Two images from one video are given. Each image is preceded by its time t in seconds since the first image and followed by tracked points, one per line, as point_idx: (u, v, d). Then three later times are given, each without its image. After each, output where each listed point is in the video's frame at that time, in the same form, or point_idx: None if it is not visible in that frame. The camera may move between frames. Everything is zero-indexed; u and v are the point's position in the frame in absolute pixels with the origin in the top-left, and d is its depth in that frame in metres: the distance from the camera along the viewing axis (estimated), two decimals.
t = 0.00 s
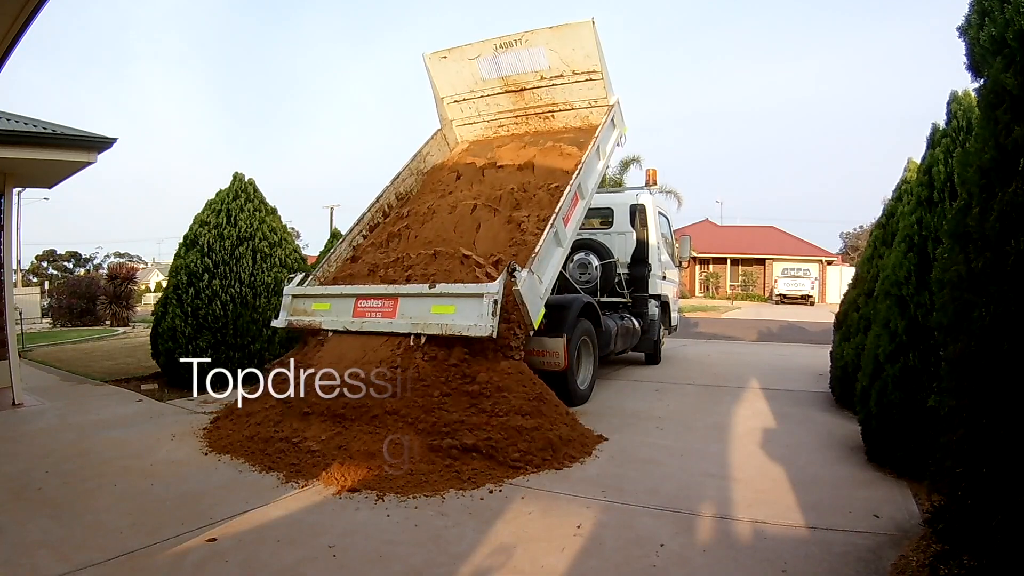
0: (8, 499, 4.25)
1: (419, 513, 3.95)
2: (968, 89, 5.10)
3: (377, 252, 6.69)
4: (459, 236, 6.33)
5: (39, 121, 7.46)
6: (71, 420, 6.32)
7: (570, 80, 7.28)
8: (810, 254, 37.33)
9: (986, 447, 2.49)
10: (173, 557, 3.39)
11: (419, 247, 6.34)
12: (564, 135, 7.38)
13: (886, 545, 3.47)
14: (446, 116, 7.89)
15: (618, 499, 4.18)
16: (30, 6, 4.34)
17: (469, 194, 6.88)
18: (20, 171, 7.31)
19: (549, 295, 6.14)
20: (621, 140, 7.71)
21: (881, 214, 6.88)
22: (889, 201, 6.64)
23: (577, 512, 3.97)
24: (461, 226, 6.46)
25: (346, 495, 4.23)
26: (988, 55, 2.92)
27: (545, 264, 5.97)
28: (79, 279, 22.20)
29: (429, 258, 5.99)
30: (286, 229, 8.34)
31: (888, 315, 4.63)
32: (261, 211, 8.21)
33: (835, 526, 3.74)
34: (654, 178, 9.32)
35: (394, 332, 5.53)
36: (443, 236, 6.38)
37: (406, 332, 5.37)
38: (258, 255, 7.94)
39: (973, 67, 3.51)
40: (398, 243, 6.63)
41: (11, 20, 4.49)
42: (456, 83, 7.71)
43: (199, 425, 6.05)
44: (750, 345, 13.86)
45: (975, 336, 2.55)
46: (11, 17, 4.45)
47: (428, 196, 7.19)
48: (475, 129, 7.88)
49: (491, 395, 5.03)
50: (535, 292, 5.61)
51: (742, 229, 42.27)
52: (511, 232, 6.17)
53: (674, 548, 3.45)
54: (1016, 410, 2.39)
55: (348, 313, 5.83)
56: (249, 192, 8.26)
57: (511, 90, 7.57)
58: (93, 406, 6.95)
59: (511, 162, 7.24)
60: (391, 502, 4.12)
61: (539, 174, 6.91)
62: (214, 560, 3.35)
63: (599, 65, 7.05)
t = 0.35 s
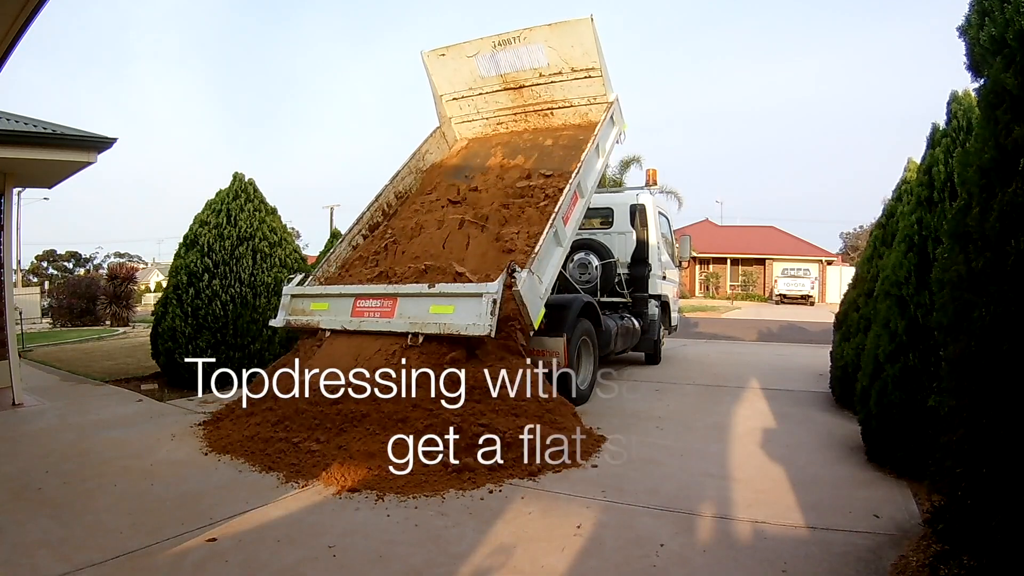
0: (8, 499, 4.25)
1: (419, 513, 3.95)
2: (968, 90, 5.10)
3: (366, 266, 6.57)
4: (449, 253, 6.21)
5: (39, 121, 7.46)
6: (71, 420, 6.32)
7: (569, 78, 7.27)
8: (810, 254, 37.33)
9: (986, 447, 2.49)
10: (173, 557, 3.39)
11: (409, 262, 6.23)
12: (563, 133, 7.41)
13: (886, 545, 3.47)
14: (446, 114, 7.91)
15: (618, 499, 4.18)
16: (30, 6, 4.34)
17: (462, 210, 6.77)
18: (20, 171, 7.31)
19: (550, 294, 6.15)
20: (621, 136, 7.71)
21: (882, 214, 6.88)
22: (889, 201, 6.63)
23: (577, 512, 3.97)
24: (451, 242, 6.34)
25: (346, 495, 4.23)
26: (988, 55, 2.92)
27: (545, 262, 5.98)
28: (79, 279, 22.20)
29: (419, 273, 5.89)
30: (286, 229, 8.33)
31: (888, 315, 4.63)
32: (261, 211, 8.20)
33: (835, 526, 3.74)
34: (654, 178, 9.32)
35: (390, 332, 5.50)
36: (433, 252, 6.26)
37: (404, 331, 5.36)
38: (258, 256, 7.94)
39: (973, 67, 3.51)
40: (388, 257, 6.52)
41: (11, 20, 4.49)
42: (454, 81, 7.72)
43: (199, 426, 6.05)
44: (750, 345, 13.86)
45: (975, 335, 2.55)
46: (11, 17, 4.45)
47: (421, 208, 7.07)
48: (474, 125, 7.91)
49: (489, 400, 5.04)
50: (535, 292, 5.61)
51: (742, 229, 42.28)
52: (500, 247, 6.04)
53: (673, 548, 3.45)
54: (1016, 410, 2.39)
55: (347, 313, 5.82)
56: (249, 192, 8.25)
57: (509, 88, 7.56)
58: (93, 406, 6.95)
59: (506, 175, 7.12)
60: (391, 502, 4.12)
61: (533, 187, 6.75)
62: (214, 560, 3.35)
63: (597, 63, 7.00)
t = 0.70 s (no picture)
0: (8, 498, 4.25)
1: (420, 513, 3.95)
2: (968, 90, 5.10)
3: (359, 273, 6.47)
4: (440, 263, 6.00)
5: (39, 121, 7.46)
6: (71, 420, 6.32)
7: (567, 75, 7.25)
8: (810, 254, 37.33)
9: (986, 447, 2.50)
10: (173, 557, 3.39)
11: (401, 272, 6.09)
12: (563, 130, 7.44)
13: (886, 545, 3.47)
14: (445, 112, 7.94)
15: (618, 499, 4.18)
16: (30, 6, 4.34)
17: (457, 220, 6.61)
18: (20, 171, 7.31)
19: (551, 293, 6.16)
20: (621, 132, 7.71)
21: (882, 214, 6.88)
22: (889, 201, 6.63)
23: (577, 512, 3.97)
24: (443, 251, 6.15)
25: (346, 495, 4.23)
26: (988, 55, 2.92)
27: (546, 261, 5.98)
28: (79, 279, 22.21)
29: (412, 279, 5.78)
30: (286, 229, 8.32)
31: (888, 315, 4.63)
32: (261, 211, 8.19)
33: (835, 525, 3.74)
34: (654, 179, 9.31)
35: (390, 333, 5.50)
36: (423, 262, 6.09)
37: (403, 331, 5.36)
38: (258, 256, 7.93)
39: (973, 68, 3.51)
40: (378, 268, 6.37)
41: (11, 20, 4.49)
42: (453, 78, 7.71)
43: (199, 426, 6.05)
44: (750, 345, 13.86)
45: (975, 335, 2.56)
46: (11, 17, 4.45)
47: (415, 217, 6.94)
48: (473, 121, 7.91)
49: (491, 398, 5.04)
50: (535, 293, 5.61)
51: (742, 229, 42.28)
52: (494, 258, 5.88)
53: (673, 548, 3.45)
54: (1016, 410, 2.39)
55: (345, 314, 5.82)
56: (249, 192, 8.25)
57: (507, 85, 7.56)
58: (93, 406, 6.95)
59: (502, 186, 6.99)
60: (391, 502, 4.12)
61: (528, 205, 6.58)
62: (214, 560, 3.35)
63: (596, 60, 6.98)
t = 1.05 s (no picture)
0: (8, 498, 4.25)
1: (419, 513, 3.95)
2: (968, 90, 5.10)
3: (357, 275, 6.47)
4: (437, 269, 5.95)
5: (39, 121, 7.46)
6: (71, 420, 6.32)
7: (566, 72, 7.24)
8: (810, 254, 37.32)
9: (986, 447, 2.50)
10: (173, 557, 3.38)
11: (398, 276, 6.07)
12: (561, 128, 7.44)
13: (886, 545, 3.47)
14: (444, 109, 7.94)
15: (618, 499, 4.18)
16: (30, 6, 4.34)
17: (456, 224, 6.57)
18: (20, 171, 7.31)
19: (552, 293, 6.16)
20: (621, 130, 7.70)
21: (882, 214, 6.88)
22: (889, 201, 6.63)
23: (577, 512, 3.97)
24: (439, 256, 6.09)
25: (346, 495, 4.22)
26: (988, 55, 2.92)
27: (546, 261, 5.98)
28: (79, 279, 22.21)
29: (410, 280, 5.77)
30: (286, 229, 8.31)
31: (889, 315, 4.62)
32: (261, 211, 8.19)
33: (835, 525, 3.74)
34: (654, 178, 9.31)
35: (389, 333, 5.50)
36: (421, 266, 6.05)
37: (402, 332, 5.36)
38: (258, 256, 7.93)
39: (973, 67, 3.51)
40: (375, 272, 6.36)
41: (10, 21, 4.49)
42: (451, 76, 7.71)
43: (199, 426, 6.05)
44: (750, 345, 13.87)
45: (975, 336, 2.56)
46: (11, 17, 4.45)
47: (413, 220, 6.92)
48: (471, 119, 7.91)
49: (496, 398, 5.04)
50: (535, 294, 5.61)
51: (742, 229, 42.28)
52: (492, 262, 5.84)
53: (673, 548, 3.45)
54: (1016, 410, 2.39)
55: (345, 315, 5.81)
56: (249, 192, 8.24)
57: (506, 83, 7.56)
58: (93, 406, 6.95)
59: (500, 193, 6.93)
60: (390, 503, 4.12)
61: (527, 211, 6.52)
62: (214, 560, 3.35)
63: (595, 57, 6.98)
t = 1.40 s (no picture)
0: (8, 498, 4.25)
1: (419, 513, 3.95)
2: (968, 89, 5.10)
3: (357, 275, 6.47)
4: (437, 269, 5.94)
5: (39, 121, 7.46)
6: (71, 420, 6.31)
7: (565, 70, 7.24)
8: (810, 254, 37.32)
9: (986, 447, 2.50)
10: (173, 557, 3.38)
11: (397, 275, 6.07)
12: (560, 125, 7.43)
13: (886, 545, 3.47)
14: (442, 107, 7.93)
15: (618, 499, 4.18)
16: (30, 6, 4.34)
17: (456, 224, 6.56)
18: (20, 171, 7.31)
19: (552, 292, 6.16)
20: (620, 127, 7.71)
21: (882, 214, 6.88)
22: (889, 201, 6.63)
23: (577, 512, 3.97)
24: (439, 256, 6.09)
25: (346, 495, 4.22)
26: (988, 55, 2.92)
27: (546, 262, 5.99)
28: (79, 279, 22.22)
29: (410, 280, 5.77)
30: (286, 229, 8.31)
31: (889, 315, 4.62)
32: (261, 211, 8.18)
33: (835, 525, 3.74)
34: (654, 178, 9.30)
35: (389, 334, 5.49)
36: (420, 267, 6.05)
37: (402, 333, 5.36)
38: (258, 256, 7.93)
39: (973, 67, 3.51)
40: (375, 272, 6.35)
41: (11, 21, 4.49)
42: (450, 73, 7.70)
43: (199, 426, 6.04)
44: (750, 345, 13.87)
45: (975, 336, 2.56)
46: (11, 18, 4.45)
47: (412, 219, 6.93)
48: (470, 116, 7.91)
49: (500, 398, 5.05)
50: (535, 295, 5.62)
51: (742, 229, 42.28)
52: (492, 262, 5.84)
53: (673, 548, 3.45)
54: (1016, 410, 2.39)
55: (345, 316, 5.81)
56: (249, 192, 8.24)
57: (505, 80, 7.57)
58: (93, 406, 6.95)
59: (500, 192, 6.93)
60: (390, 503, 4.12)
61: (527, 211, 6.51)
62: (214, 560, 3.35)
63: (594, 54, 6.98)
